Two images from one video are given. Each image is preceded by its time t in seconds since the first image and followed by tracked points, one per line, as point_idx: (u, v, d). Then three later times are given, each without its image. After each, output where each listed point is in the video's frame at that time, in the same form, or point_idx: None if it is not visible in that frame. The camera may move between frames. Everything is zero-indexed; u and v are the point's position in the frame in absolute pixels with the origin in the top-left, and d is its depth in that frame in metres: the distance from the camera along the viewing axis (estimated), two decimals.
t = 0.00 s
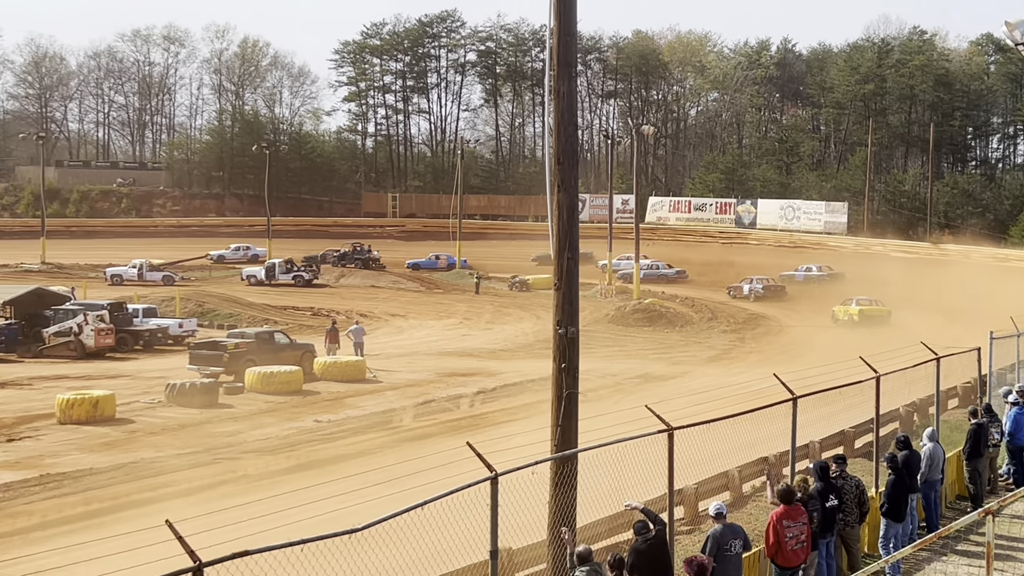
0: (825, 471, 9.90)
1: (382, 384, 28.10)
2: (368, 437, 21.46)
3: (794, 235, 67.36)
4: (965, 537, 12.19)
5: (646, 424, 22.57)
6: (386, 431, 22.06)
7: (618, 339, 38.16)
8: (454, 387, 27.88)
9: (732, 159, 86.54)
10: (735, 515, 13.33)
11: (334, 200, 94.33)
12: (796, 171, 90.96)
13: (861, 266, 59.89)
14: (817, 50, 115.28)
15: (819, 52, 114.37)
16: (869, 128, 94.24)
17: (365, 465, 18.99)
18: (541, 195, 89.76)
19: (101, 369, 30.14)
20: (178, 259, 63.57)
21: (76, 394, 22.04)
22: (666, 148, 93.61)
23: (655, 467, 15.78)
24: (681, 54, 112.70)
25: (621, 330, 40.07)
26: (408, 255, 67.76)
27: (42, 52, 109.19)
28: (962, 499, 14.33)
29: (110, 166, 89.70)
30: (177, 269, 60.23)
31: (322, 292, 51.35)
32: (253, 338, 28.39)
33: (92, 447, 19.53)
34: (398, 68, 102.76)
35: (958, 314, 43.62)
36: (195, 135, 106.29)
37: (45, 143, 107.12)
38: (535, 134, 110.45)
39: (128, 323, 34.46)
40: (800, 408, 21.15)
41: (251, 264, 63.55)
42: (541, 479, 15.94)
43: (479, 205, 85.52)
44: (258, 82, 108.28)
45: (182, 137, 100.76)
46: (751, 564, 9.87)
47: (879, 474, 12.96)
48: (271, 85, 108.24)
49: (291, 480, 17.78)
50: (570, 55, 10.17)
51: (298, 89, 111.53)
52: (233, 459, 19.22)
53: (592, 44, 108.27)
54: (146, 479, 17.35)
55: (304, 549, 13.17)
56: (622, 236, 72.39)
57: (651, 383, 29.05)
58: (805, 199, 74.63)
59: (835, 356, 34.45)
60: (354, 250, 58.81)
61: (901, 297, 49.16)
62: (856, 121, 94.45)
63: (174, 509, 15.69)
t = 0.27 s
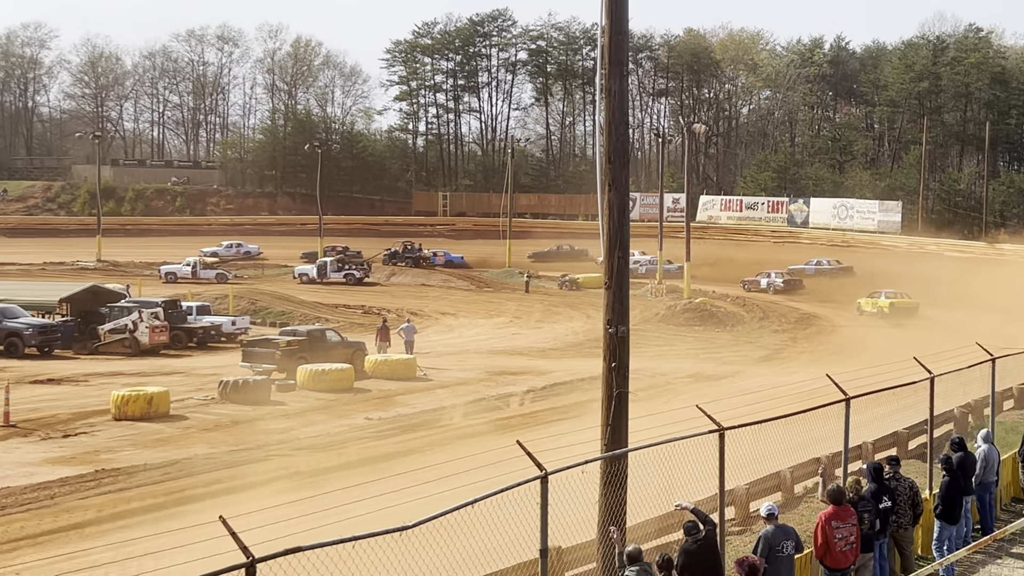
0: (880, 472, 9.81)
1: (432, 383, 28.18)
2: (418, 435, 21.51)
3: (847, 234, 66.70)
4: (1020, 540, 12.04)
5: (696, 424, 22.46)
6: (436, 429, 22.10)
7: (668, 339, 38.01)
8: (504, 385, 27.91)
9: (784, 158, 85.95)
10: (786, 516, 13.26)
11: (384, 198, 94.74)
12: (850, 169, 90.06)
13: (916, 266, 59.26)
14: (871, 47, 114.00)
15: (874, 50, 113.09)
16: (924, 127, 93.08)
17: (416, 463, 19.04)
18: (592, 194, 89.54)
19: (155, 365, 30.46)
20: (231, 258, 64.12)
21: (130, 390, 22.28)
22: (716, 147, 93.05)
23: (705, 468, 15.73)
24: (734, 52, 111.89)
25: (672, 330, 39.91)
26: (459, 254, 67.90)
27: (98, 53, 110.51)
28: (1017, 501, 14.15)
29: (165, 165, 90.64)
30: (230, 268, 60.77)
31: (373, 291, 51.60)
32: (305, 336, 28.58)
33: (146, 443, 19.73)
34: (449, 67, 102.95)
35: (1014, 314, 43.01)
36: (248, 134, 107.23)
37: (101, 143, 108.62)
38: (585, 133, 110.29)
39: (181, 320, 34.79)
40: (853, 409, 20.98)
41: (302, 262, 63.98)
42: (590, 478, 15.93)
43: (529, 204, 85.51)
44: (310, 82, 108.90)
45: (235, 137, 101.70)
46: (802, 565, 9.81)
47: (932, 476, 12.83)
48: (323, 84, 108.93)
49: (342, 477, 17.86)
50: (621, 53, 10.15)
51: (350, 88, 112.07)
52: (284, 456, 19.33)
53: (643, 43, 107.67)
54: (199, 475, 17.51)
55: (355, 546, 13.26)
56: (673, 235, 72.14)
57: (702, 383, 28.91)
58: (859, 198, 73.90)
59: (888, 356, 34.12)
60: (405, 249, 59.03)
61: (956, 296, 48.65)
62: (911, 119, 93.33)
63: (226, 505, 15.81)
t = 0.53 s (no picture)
0: (942, 476, 9.70)
1: (491, 383, 28.22)
2: (477, 434, 21.58)
3: (910, 234, 65.95)
4: None
5: (757, 426, 22.31)
6: (495, 429, 22.14)
7: (728, 339, 37.79)
8: (562, 385, 27.91)
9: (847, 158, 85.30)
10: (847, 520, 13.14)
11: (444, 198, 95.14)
12: (913, 169, 89.01)
13: (981, 266, 58.48)
14: (936, 45, 112.56)
15: (939, 48, 111.63)
16: (989, 126, 91.73)
17: (475, 462, 19.11)
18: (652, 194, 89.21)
19: (217, 364, 30.77)
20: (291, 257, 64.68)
21: (192, 388, 22.52)
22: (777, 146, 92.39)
23: (764, 469, 15.62)
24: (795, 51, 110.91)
25: (732, 331, 39.70)
26: (518, 254, 68.00)
27: (162, 54, 111.75)
28: None
29: (227, 166, 91.64)
30: (290, 268, 61.32)
31: (432, 290, 51.79)
32: (364, 336, 28.75)
33: (208, 442, 19.92)
34: (509, 68, 103.21)
35: None
36: (309, 135, 108.21)
37: (165, 143, 110.10)
38: (645, 132, 109.98)
39: (243, 319, 35.15)
40: (918, 410, 20.73)
41: (362, 262, 64.39)
42: (650, 479, 15.88)
43: (588, 204, 85.48)
44: (370, 83, 109.56)
45: (296, 137, 102.58)
46: (864, 569, 9.71)
47: (997, 480, 12.63)
48: (383, 85, 109.65)
49: (401, 476, 17.94)
50: (681, 53, 10.13)
51: (409, 89, 112.53)
52: (344, 454, 19.45)
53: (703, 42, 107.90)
54: (260, 473, 17.66)
55: (414, 544, 13.30)
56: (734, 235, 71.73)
57: (763, 384, 28.71)
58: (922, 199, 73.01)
59: (952, 358, 33.69)
60: (464, 248, 59.17)
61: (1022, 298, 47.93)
62: (976, 118, 92.11)
63: (287, 504, 15.92)
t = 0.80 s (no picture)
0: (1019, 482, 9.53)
1: (558, 385, 28.22)
2: (544, 437, 21.58)
3: (984, 237, 64.93)
4: None
5: (827, 430, 22.09)
6: (562, 432, 22.12)
7: (797, 343, 37.47)
8: (630, 388, 27.85)
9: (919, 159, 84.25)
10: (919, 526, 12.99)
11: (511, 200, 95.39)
12: (987, 171, 87.65)
13: None
14: (1012, 45, 110.66)
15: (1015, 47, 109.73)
16: None
17: (543, 464, 19.12)
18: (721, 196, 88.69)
19: (287, 365, 31.07)
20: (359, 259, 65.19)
21: (263, 389, 22.77)
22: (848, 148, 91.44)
23: (834, 474, 15.47)
24: (867, 51, 109.57)
25: (801, 334, 39.36)
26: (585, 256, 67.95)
27: (234, 59, 113.06)
28: None
29: (297, 169, 92.64)
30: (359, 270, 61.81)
31: (499, 292, 51.93)
32: (432, 338, 28.88)
33: (278, 442, 20.13)
34: (576, 70, 103.23)
35: None
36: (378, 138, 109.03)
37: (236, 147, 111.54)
38: (713, 134, 109.40)
39: (312, 321, 35.48)
40: (992, 416, 20.41)
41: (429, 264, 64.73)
42: (718, 483, 15.79)
43: (656, 207, 85.29)
44: (438, 86, 110.11)
45: (365, 141, 103.35)
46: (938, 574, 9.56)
47: None
48: (451, 88, 110.23)
49: (469, 478, 18.00)
50: (751, 55, 10.06)
51: (477, 91, 112.89)
52: (412, 455, 19.56)
53: (773, 43, 106.66)
54: (329, 473, 17.81)
55: (482, 547, 13.33)
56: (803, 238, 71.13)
57: (832, 388, 28.43)
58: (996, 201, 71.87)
59: None
60: (531, 250, 59.26)
61: None
62: None
63: (356, 504, 16.03)
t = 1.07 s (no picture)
0: None
1: (634, 389, 28.11)
2: (621, 441, 21.52)
3: None
4: None
5: (908, 437, 21.76)
6: (639, 436, 22.03)
7: (877, 348, 36.96)
8: (707, 393, 27.66)
9: (1003, 162, 82.73)
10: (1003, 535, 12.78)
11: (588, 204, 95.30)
12: None
13: None
14: None
15: None
16: None
17: (619, 468, 19.07)
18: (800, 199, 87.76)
19: (364, 368, 31.32)
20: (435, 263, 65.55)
21: (341, 391, 22.98)
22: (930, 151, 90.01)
23: (916, 480, 15.24)
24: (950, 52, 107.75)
25: (881, 339, 38.82)
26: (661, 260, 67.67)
27: (313, 64, 113.90)
28: None
29: (375, 174, 93.46)
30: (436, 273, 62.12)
31: (574, 296, 51.89)
32: (508, 341, 28.95)
33: (356, 443, 20.28)
34: (653, 73, 102.85)
35: None
36: (455, 142, 109.59)
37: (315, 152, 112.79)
38: (791, 137, 108.37)
39: (390, 324, 35.72)
40: None
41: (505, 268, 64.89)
42: (797, 489, 15.63)
43: (733, 210, 84.71)
44: (515, 90, 110.31)
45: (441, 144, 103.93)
46: None
47: None
48: (527, 92, 110.50)
49: (545, 481, 18.02)
50: (833, 55, 9.94)
51: (553, 95, 112.92)
52: (488, 458, 19.62)
53: (853, 45, 105.39)
54: (407, 475, 17.92)
55: (558, 550, 13.33)
56: (884, 242, 70.17)
57: (914, 394, 27.98)
58: None
59: None
60: (607, 254, 59.19)
61: None
62: None
63: (434, 506, 16.11)
